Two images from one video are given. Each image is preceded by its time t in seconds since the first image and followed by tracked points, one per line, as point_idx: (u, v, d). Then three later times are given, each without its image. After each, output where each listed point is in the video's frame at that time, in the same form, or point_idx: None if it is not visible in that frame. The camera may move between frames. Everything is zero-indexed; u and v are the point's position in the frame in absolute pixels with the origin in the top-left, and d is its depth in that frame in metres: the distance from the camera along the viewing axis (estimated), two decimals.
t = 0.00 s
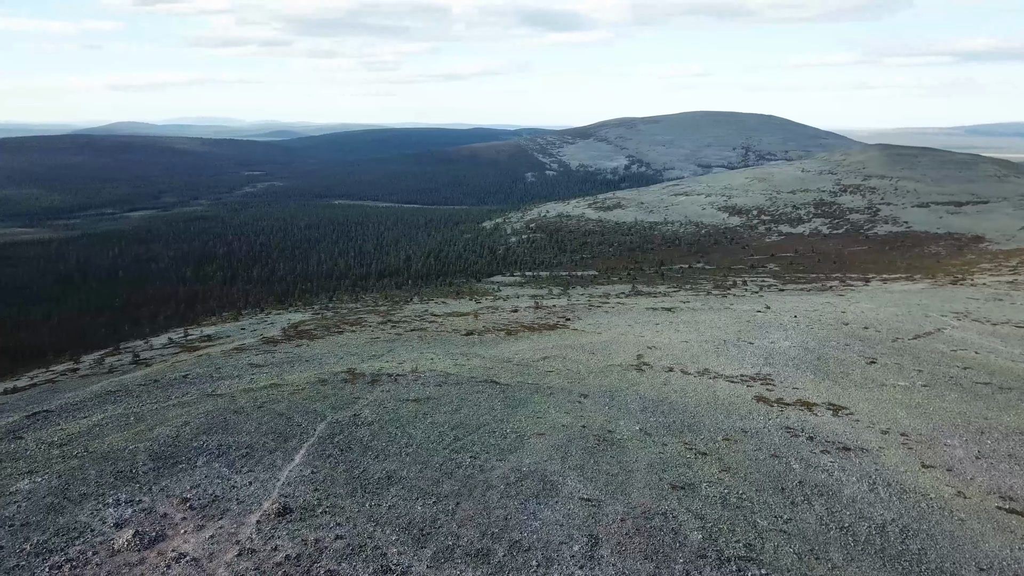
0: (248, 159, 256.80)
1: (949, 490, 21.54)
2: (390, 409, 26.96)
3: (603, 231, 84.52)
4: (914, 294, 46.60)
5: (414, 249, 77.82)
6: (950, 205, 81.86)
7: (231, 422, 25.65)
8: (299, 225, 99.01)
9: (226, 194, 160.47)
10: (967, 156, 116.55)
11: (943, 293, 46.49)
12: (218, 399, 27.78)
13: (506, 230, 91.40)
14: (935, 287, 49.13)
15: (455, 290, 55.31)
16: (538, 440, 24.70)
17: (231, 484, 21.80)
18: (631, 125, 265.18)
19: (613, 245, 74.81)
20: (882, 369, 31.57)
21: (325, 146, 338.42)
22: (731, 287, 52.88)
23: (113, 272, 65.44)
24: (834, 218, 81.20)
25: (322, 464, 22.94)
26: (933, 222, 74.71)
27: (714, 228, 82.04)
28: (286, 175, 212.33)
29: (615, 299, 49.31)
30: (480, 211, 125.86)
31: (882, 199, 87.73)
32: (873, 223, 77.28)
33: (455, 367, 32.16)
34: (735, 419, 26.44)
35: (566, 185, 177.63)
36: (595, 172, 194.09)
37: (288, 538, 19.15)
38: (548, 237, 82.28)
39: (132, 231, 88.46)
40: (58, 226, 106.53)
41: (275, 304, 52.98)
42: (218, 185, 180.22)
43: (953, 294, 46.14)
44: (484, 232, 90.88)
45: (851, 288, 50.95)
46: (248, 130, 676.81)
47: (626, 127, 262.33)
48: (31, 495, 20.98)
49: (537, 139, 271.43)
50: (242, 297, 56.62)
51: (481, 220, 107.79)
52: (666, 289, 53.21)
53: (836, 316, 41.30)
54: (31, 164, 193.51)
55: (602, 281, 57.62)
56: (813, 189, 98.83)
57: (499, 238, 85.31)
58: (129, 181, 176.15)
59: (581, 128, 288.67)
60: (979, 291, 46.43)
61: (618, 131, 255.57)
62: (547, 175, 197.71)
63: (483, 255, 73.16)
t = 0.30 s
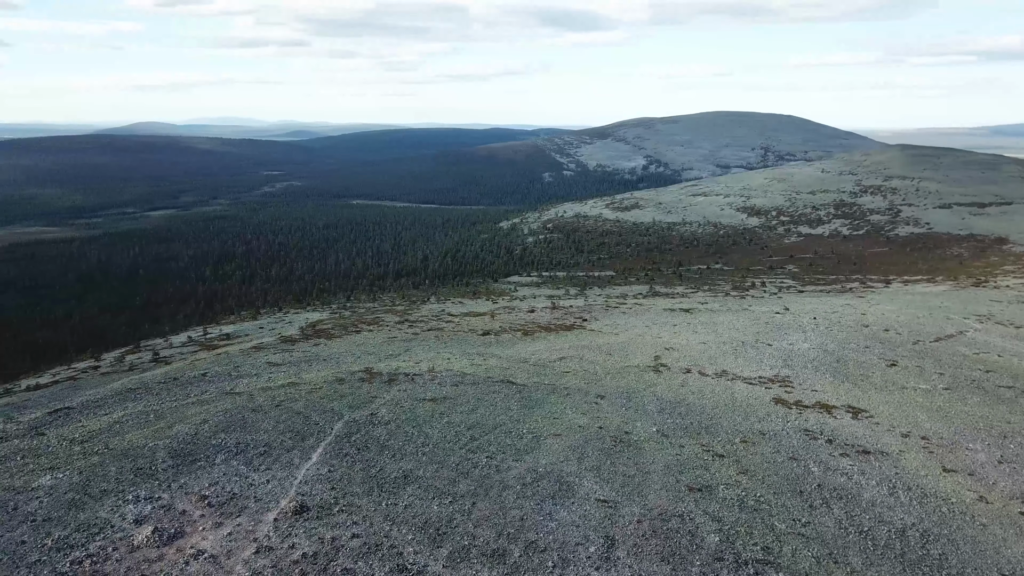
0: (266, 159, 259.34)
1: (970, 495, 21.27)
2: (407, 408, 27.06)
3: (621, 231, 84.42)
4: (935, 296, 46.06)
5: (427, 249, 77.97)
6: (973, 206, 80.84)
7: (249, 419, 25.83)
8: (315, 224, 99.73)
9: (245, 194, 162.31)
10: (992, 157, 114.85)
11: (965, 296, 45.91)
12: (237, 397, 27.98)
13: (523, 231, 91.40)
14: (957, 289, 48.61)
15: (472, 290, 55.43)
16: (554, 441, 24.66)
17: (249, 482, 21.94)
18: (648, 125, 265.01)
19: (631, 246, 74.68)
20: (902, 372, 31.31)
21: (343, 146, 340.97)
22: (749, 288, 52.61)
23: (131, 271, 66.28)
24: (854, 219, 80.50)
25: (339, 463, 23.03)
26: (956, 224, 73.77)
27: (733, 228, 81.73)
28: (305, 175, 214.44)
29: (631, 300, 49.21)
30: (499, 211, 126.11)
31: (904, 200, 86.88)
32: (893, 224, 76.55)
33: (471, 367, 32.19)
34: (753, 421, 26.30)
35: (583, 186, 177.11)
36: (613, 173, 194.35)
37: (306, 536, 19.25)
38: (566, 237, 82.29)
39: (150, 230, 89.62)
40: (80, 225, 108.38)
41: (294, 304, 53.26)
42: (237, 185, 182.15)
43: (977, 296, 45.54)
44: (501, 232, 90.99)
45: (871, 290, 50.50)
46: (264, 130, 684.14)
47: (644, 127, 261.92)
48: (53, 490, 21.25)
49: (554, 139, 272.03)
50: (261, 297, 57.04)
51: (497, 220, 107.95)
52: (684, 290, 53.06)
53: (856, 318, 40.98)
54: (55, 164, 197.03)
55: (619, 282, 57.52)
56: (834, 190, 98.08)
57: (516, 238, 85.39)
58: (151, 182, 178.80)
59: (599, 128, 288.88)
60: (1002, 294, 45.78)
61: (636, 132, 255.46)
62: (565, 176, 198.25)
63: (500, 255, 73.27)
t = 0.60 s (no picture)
0: (284, 159, 261.73)
1: (994, 500, 20.97)
2: (425, 408, 27.14)
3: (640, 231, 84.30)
4: (959, 299, 45.43)
5: (442, 249, 78.17)
6: (998, 208, 79.63)
7: (268, 418, 26.01)
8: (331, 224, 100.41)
9: (265, 194, 164.16)
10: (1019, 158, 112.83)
11: (991, 298, 45.21)
12: (256, 395, 28.19)
13: (541, 231, 91.47)
14: (981, 291, 47.96)
15: (490, 290, 55.55)
16: (572, 442, 24.62)
17: (267, 480, 22.09)
18: (668, 125, 264.88)
19: (649, 246, 74.57)
20: (924, 375, 30.95)
21: (360, 147, 343.21)
22: (768, 289, 52.32)
23: (149, 270, 67.12)
24: (876, 220, 79.69)
25: (357, 462, 23.13)
26: (980, 226, 72.68)
27: (751, 229, 81.35)
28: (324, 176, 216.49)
29: (650, 301, 49.08)
30: (518, 211, 126.40)
31: (926, 201, 85.87)
32: (915, 225, 75.67)
33: (489, 367, 32.23)
34: (772, 423, 26.12)
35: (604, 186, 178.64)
36: (632, 173, 194.65)
37: (323, 534, 19.33)
38: (584, 237, 82.31)
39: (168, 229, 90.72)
40: (101, 225, 110.32)
41: (312, 303, 53.56)
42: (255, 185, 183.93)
43: (1003, 299, 44.82)
44: (519, 232, 91.14)
45: (893, 291, 49.94)
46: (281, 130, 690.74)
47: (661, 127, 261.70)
48: (75, 486, 21.51)
49: (574, 139, 272.85)
50: (279, 296, 57.43)
51: (515, 220, 108.12)
52: (702, 291, 52.87)
53: (877, 320, 40.60)
54: (80, 164, 200.56)
55: (637, 282, 57.40)
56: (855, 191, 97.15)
57: (534, 238, 85.52)
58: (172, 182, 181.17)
59: (618, 128, 289.10)
60: None
61: (655, 131, 255.51)
62: (585, 176, 198.85)
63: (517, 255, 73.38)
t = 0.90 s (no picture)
0: (302, 159, 263.87)
1: (1020, 506, 20.63)
2: (443, 407, 27.21)
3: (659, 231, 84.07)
4: (985, 301, 44.76)
5: (458, 249, 78.33)
6: None
7: (287, 416, 26.18)
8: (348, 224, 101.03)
9: (285, 194, 165.82)
10: None
11: (1018, 301, 44.50)
12: (275, 393, 28.42)
13: (559, 231, 91.47)
14: (1008, 294, 47.22)
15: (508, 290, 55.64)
16: (590, 443, 24.57)
17: (286, 478, 22.23)
18: (688, 125, 264.32)
19: (668, 246, 74.33)
20: (948, 378, 30.57)
21: (376, 146, 345.06)
22: (789, 291, 51.96)
23: (167, 268, 67.82)
24: (899, 221, 78.77)
25: (375, 461, 23.21)
26: (1006, 227, 71.49)
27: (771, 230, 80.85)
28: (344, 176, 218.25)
29: (669, 302, 48.88)
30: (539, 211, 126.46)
31: (950, 202, 84.81)
32: (940, 227, 74.73)
33: (506, 367, 32.26)
34: (792, 425, 25.93)
35: (624, 186, 178.43)
36: (652, 173, 194.61)
37: (341, 532, 19.41)
38: (603, 237, 82.24)
39: (186, 228, 91.75)
40: (122, 224, 112.08)
41: (333, 302, 53.90)
42: (273, 185, 185.51)
43: None
44: (539, 232, 91.25)
45: (917, 293, 49.33)
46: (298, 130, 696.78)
47: (682, 127, 261.09)
48: (97, 481, 21.76)
49: (593, 139, 273.16)
50: (297, 295, 57.83)
51: (534, 220, 108.21)
52: (722, 292, 52.62)
53: (899, 322, 40.18)
54: (102, 163, 203.63)
55: (657, 283, 57.24)
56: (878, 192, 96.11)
57: (552, 238, 85.56)
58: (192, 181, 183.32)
59: (638, 128, 288.93)
60: None
61: (675, 131, 255.15)
62: (605, 176, 199.06)
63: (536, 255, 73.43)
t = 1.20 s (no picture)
0: (320, 159, 265.74)
1: None
2: (461, 407, 27.30)
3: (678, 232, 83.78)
4: (1010, 304, 44.09)
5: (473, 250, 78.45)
6: None
7: (306, 414, 26.37)
8: (365, 224, 101.53)
9: (304, 194, 167.10)
10: None
11: None
12: (294, 392, 28.64)
13: (577, 231, 91.44)
14: None
15: (526, 290, 55.70)
16: (608, 444, 24.53)
17: (305, 476, 22.36)
18: (708, 125, 263.42)
19: (687, 247, 74.08)
20: (972, 382, 30.19)
21: (393, 146, 346.56)
22: (810, 292, 51.58)
23: (184, 267, 68.55)
24: (922, 223, 77.81)
25: (392, 460, 23.28)
26: None
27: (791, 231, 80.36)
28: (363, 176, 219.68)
29: (688, 303, 48.69)
30: (558, 211, 126.45)
31: (975, 203, 83.59)
32: (963, 229, 73.74)
33: (524, 367, 32.28)
34: (812, 428, 25.76)
35: (644, 186, 178.21)
36: (672, 173, 194.19)
37: (359, 530, 19.49)
38: (622, 237, 82.19)
39: (204, 228, 92.72)
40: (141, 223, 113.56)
41: (353, 301, 54.26)
42: (291, 185, 186.92)
43: None
44: (557, 232, 91.29)
45: (940, 296, 48.73)
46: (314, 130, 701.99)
47: (702, 127, 260.13)
48: (119, 478, 22.00)
49: (613, 138, 273.02)
50: (316, 294, 58.26)
51: (552, 220, 108.23)
52: (742, 293, 52.35)
53: (922, 325, 39.74)
54: (125, 163, 206.42)
55: (676, 284, 57.05)
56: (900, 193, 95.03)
57: (571, 238, 85.59)
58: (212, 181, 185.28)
59: (657, 128, 288.30)
60: None
61: (695, 131, 254.36)
62: (624, 176, 198.85)
63: (554, 255, 73.46)
